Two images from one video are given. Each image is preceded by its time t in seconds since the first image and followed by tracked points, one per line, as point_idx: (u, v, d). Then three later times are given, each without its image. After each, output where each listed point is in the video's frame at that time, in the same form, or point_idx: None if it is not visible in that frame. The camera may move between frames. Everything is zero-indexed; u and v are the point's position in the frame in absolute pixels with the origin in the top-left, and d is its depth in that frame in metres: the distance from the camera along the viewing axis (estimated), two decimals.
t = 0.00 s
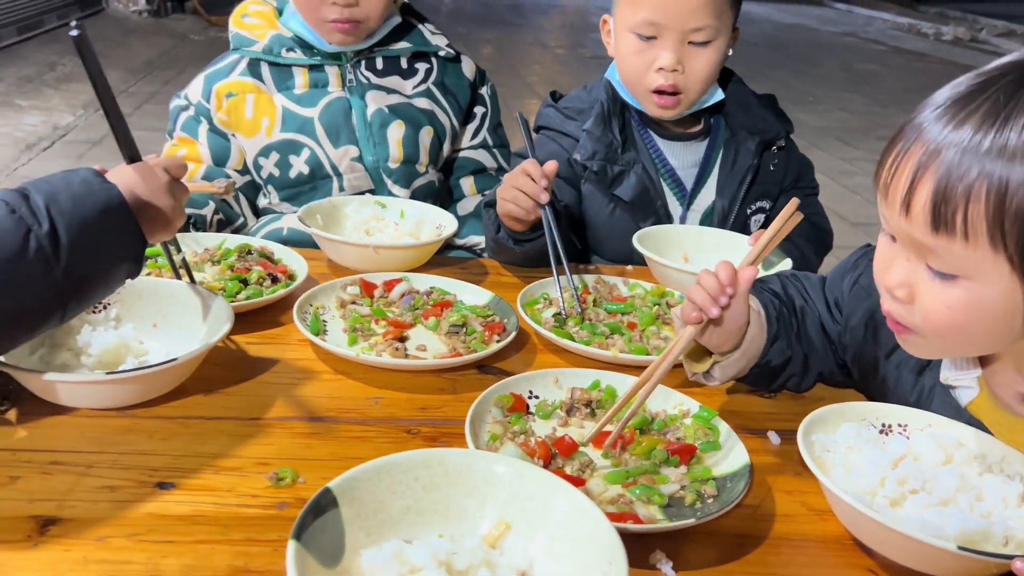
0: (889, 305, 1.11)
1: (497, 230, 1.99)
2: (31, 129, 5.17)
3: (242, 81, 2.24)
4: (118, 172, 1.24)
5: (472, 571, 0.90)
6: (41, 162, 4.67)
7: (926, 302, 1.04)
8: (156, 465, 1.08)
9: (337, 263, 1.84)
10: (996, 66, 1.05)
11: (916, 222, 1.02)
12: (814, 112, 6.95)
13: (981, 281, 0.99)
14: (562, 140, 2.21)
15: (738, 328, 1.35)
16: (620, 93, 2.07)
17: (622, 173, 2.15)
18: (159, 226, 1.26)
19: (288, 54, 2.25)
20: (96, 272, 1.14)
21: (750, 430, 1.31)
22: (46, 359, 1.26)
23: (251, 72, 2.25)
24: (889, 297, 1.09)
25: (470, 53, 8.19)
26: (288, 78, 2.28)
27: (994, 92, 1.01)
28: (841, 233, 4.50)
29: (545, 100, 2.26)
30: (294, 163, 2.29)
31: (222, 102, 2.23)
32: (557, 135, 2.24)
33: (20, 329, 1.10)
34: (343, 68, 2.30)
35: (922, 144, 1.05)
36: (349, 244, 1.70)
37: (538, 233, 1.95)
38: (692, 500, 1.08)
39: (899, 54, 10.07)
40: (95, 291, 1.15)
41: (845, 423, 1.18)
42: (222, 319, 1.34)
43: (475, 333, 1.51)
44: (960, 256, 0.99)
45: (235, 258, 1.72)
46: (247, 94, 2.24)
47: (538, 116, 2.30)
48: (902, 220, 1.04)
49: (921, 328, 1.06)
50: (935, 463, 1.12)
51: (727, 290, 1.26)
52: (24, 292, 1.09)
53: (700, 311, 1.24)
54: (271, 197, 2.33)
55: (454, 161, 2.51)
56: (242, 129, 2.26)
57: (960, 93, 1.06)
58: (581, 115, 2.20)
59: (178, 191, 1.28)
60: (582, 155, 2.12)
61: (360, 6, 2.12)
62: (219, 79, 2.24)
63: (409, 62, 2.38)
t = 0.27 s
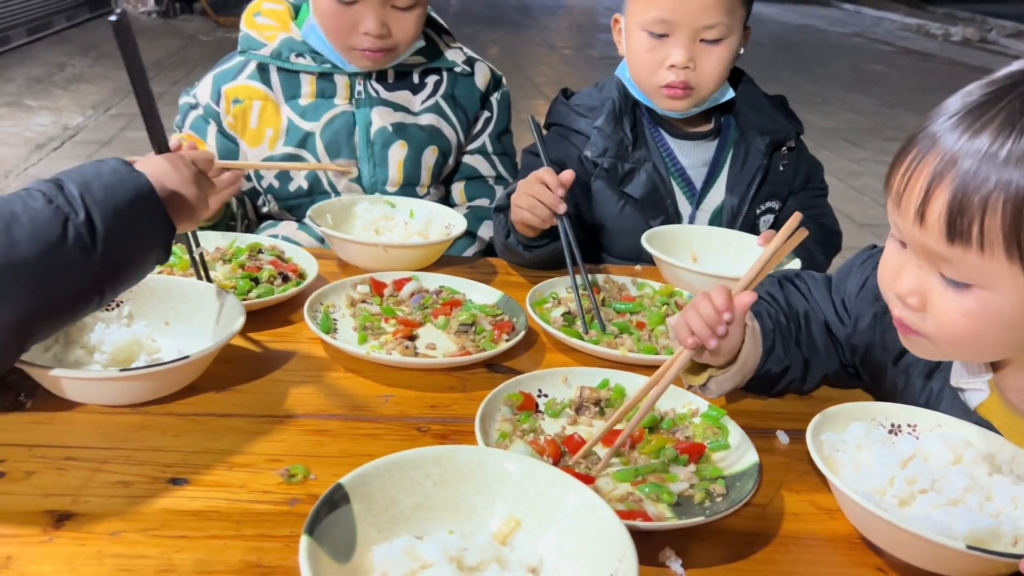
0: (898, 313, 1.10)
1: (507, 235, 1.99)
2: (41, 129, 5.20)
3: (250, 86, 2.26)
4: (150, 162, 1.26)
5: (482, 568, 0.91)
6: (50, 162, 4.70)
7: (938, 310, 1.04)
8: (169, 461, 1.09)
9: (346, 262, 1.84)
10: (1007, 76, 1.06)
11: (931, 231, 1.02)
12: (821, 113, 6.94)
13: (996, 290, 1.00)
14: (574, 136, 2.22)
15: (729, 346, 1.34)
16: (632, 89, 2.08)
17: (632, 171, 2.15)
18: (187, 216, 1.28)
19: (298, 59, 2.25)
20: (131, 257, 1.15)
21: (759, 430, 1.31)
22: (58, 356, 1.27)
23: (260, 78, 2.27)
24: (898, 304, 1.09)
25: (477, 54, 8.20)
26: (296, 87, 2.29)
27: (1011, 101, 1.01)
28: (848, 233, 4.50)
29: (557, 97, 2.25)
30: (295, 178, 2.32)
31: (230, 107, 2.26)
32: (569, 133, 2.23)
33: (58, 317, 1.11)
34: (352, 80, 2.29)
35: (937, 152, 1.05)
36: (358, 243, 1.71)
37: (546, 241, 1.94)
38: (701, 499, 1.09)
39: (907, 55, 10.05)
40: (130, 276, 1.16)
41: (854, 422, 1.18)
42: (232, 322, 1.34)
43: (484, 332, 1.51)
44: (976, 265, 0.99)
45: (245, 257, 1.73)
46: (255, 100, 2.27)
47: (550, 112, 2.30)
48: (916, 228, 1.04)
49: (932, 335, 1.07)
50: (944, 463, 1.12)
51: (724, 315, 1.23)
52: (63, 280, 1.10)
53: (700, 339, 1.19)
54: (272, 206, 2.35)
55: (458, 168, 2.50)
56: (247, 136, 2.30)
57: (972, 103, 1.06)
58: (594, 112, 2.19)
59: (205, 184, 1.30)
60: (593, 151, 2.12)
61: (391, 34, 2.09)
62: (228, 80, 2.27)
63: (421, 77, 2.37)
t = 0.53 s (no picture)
0: (918, 312, 1.11)
1: (514, 236, 2.00)
2: (50, 130, 5.23)
3: (261, 103, 2.27)
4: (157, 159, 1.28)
5: (491, 564, 0.91)
6: (60, 163, 4.72)
7: (958, 309, 1.04)
8: (181, 458, 1.10)
9: (355, 261, 1.85)
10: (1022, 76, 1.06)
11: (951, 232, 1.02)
12: (829, 112, 6.92)
13: (1016, 289, 1.00)
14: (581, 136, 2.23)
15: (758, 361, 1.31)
16: (639, 88, 2.08)
17: (639, 171, 2.15)
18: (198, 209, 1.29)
19: (309, 76, 2.26)
20: (143, 254, 1.16)
21: (766, 427, 1.31)
22: (70, 353, 1.28)
23: (272, 94, 2.28)
24: (917, 303, 1.09)
25: (484, 54, 8.21)
26: (307, 105, 2.30)
27: None
28: (856, 232, 4.49)
29: (564, 95, 2.23)
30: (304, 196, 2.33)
31: (240, 124, 2.29)
32: (578, 132, 2.24)
33: (74, 314, 1.13)
34: (364, 98, 2.28)
35: (955, 153, 1.05)
36: (366, 242, 1.72)
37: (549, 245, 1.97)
38: (709, 496, 1.09)
39: (915, 54, 10.01)
40: (143, 272, 1.18)
41: (862, 420, 1.18)
42: (243, 319, 1.35)
43: (492, 331, 1.52)
44: (998, 265, 0.99)
45: (255, 256, 1.74)
46: (265, 118, 2.29)
47: (556, 111, 2.27)
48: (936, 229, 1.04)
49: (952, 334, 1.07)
50: (952, 461, 1.12)
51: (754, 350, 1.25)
52: (78, 279, 1.11)
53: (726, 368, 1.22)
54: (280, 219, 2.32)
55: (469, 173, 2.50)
56: (258, 153, 2.32)
57: (989, 103, 1.06)
58: (602, 111, 2.19)
59: (212, 176, 1.32)
60: (601, 151, 2.12)
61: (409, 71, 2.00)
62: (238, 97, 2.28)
63: (433, 94, 2.37)
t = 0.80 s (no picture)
0: (917, 313, 1.10)
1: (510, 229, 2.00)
2: (53, 131, 5.24)
3: (265, 110, 2.28)
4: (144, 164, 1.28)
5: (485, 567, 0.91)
6: (62, 164, 4.73)
7: (960, 312, 1.04)
8: (177, 462, 1.10)
9: (353, 263, 1.85)
10: None
11: (956, 235, 1.01)
12: (832, 111, 6.90)
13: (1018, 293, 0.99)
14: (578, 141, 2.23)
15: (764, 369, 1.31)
16: (637, 89, 2.07)
17: (637, 174, 2.16)
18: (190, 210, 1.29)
19: (315, 86, 2.27)
20: (136, 259, 1.17)
21: (764, 429, 1.31)
22: (67, 357, 1.28)
23: (276, 102, 2.29)
24: (917, 305, 1.09)
25: (486, 54, 8.21)
26: (311, 113, 2.30)
27: None
28: (858, 231, 4.48)
29: (560, 100, 2.24)
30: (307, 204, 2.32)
31: (243, 131, 2.29)
32: (575, 137, 2.23)
33: (70, 322, 1.13)
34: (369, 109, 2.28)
35: (961, 156, 1.04)
36: (365, 245, 1.72)
37: (552, 230, 1.97)
38: (706, 499, 1.09)
39: (918, 52, 9.99)
40: (137, 277, 1.18)
41: (860, 421, 1.18)
42: (239, 321, 1.35)
43: (490, 332, 1.52)
44: (1001, 270, 0.99)
45: (253, 259, 1.75)
46: (268, 125, 2.29)
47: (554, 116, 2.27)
48: (939, 232, 1.03)
49: (952, 337, 1.07)
50: (950, 463, 1.11)
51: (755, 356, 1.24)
52: (73, 287, 1.12)
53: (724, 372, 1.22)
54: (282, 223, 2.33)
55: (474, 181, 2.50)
56: (261, 160, 2.32)
57: (998, 106, 1.05)
58: (598, 116, 2.19)
59: (200, 177, 1.32)
60: (598, 156, 2.13)
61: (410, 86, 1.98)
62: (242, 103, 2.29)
63: (438, 103, 2.37)
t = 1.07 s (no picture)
0: (908, 312, 1.09)
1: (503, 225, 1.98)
2: (53, 133, 5.25)
3: (258, 111, 2.28)
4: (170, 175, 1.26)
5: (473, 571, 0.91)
6: (63, 166, 4.73)
7: (952, 311, 1.03)
8: (166, 465, 1.10)
9: (347, 265, 1.85)
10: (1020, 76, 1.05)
11: (947, 233, 1.01)
12: (832, 109, 6.89)
13: (1010, 291, 0.99)
14: (571, 142, 2.21)
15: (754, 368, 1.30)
16: (632, 89, 2.07)
17: (632, 175, 2.15)
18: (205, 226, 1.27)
19: (308, 87, 2.26)
20: (132, 278, 1.13)
21: (756, 429, 1.30)
22: (56, 360, 1.28)
23: (270, 104, 2.28)
24: (909, 305, 1.08)
25: (485, 54, 8.21)
26: (305, 113, 2.30)
27: None
28: (858, 229, 4.47)
29: (554, 102, 2.21)
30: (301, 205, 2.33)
31: (238, 132, 2.29)
32: (567, 138, 2.22)
33: (58, 335, 1.11)
34: (362, 108, 2.28)
35: (951, 154, 1.04)
36: (360, 246, 1.72)
37: (548, 222, 1.96)
38: (696, 500, 1.08)
39: (918, 49, 9.97)
40: (132, 296, 1.15)
41: (851, 422, 1.17)
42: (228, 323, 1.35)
43: (483, 333, 1.52)
44: (992, 268, 0.98)
45: (246, 261, 1.74)
46: (262, 126, 2.29)
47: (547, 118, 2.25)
48: (930, 230, 1.03)
49: (944, 337, 1.06)
50: (941, 463, 1.11)
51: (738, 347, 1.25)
52: (61, 302, 1.10)
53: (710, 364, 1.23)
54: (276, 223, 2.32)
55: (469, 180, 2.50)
56: (256, 161, 2.33)
57: (987, 102, 1.05)
58: (593, 117, 2.16)
59: (223, 194, 1.29)
60: (592, 157, 2.12)
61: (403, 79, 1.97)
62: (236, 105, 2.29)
63: (431, 100, 2.37)
